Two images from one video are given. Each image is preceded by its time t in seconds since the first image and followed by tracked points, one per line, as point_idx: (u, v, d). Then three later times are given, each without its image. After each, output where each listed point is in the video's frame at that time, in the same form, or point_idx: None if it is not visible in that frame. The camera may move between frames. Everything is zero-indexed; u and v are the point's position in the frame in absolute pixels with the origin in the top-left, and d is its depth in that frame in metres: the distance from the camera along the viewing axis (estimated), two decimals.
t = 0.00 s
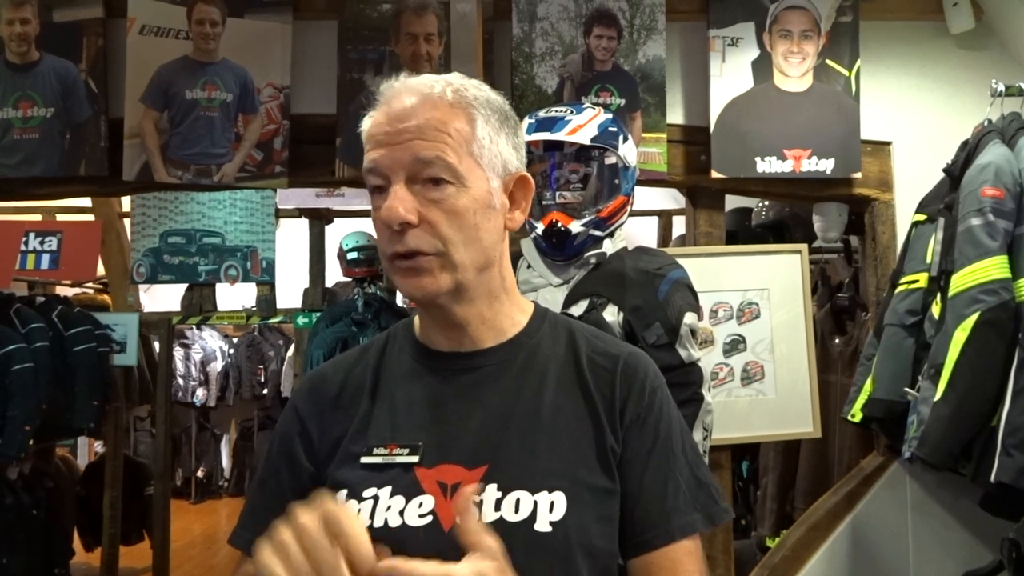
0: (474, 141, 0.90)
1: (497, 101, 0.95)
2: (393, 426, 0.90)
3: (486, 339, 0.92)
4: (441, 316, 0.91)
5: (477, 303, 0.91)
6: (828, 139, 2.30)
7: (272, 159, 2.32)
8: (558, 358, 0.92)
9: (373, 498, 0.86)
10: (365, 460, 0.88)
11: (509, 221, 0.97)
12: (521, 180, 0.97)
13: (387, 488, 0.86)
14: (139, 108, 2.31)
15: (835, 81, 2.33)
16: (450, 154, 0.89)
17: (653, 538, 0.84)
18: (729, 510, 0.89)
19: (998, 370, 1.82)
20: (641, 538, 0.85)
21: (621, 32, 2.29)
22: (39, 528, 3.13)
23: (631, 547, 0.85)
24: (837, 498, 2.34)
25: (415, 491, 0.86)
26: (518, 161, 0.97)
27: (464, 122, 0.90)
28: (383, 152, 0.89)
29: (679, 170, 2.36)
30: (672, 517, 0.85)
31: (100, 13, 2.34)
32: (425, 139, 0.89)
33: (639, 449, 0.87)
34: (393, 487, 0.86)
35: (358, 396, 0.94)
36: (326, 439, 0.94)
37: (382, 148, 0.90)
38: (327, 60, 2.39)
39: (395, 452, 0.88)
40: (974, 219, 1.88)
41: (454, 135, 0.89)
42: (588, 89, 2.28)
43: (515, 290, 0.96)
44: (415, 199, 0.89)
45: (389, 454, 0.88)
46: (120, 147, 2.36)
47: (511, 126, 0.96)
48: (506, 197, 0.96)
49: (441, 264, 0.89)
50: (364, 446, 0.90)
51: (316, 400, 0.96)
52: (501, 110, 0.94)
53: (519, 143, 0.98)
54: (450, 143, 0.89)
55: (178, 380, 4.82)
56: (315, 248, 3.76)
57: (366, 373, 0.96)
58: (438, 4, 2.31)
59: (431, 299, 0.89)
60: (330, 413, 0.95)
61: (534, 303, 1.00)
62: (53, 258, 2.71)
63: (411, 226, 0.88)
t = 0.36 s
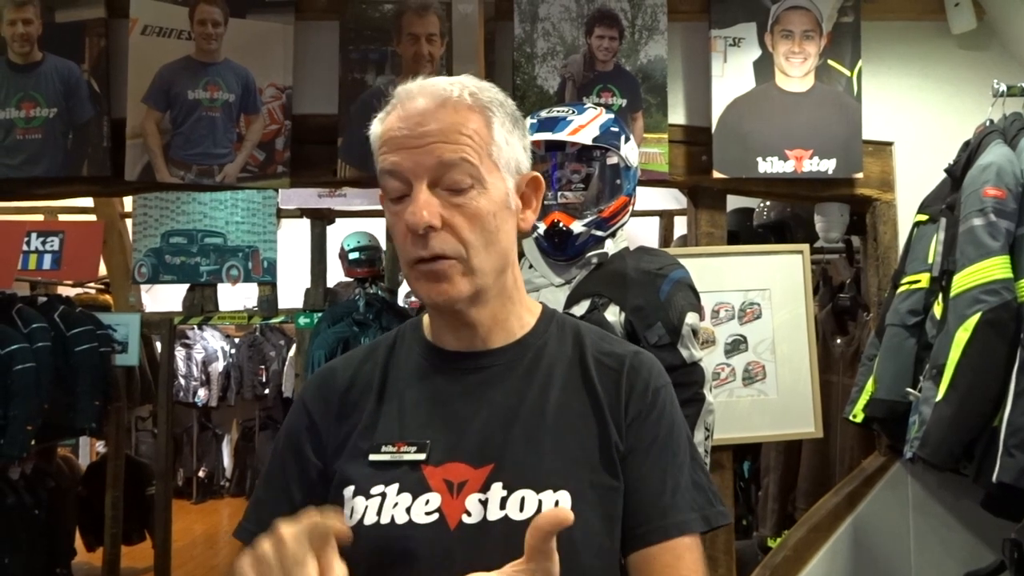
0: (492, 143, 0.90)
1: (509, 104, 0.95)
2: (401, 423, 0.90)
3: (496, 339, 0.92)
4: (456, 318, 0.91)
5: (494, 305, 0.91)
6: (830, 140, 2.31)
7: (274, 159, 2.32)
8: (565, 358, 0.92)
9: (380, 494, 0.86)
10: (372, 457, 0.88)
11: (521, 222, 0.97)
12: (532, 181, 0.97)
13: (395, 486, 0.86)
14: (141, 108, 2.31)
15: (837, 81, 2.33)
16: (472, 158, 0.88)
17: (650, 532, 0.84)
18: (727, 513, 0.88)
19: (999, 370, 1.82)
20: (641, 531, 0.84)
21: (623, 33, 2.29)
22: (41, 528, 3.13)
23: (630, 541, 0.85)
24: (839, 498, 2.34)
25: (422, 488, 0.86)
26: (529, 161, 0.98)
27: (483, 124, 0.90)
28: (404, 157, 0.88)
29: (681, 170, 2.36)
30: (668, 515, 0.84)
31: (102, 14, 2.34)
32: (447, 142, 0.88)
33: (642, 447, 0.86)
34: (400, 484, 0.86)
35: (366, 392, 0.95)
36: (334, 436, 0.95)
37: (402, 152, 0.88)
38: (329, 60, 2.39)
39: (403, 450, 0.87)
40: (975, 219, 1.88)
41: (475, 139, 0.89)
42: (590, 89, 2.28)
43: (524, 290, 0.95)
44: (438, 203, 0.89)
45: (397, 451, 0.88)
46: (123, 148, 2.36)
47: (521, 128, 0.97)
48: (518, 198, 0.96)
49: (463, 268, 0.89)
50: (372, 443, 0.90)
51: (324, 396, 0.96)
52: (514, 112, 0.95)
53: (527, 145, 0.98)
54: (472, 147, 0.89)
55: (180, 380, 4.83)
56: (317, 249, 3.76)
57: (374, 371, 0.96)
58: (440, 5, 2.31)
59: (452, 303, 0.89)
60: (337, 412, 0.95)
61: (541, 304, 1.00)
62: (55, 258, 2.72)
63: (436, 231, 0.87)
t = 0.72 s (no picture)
0: (452, 134, 0.90)
1: (481, 97, 0.94)
2: (405, 424, 0.90)
3: (495, 337, 0.92)
4: (445, 313, 0.92)
5: (475, 297, 0.91)
6: (831, 140, 2.31)
7: (276, 159, 2.32)
8: (569, 358, 0.92)
9: (384, 495, 0.86)
10: (377, 457, 0.88)
11: (505, 212, 0.94)
12: (512, 169, 0.95)
13: (399, 486, 0.86)
14: (144, 107, 2.31)
15: (838, 81, 2.33)
16: (427, 149, 0.89)
17: (657, 535, 0.85)
18: (734, 514, 0.88)
19: (1000, 371, 1.82)
20: (648, 534, 0.85)
21: (625, 32, 2.29)
22: (42, 527, 3.13)
23: (638, 543, 0.86)
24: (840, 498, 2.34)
25: (426, 489, 0.86)
26: (510, 151, 0.95)
27: (439, 117, 0.90)
28: (366, 159, 0.91)
29: (683, 170, 2.36)
30: (675, 517, 0.84)
31: (104, 13, 2.34)
32: (400, 139, 0.90)
33: (647, 448, 0.86)
34: (405, 485, 0.86)
35: (371, 390, 0.95)
36: (338, 433, 0.94)
37: (366, 155, 0.92)
38: (331, 60, 2.39)
39: (407, 450, 0.88)
40: (977, 220, 1.88)
41: (428, 131, 0.90)
42: (592, 89, 2.28)
43: (519, 284, 0.94)
44: (397, 197, 0.90)
45: (401, 452, 0.88)
46: (125, 147, 2.36)
47: (500, 119, 0.95)
48: (498, 187, 0.94)
49: (427, 258, 0.89)
50: (377, 443, 0.90)
51: (329, 396, 0.96)
52: (484, 103, 0.93)
53: (511, 135, 0.96)
54: (427, 139, 0.89)
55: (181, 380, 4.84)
56: (318, 248, 3.76)
57: (379, 371, 0.97)
58: (442, 5, 2.31)
59: (424, 294, 0.89)
60: (341, 411, 0.95)
61: (546, 302, 1.00)
62: (56, 257, 2.73)
63: (393, 223, 0.89)
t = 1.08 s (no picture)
0: (446, 137, 0.91)
1: (475, 100, 0.95)
2: (403, 425, 0.91)
3: (491, 338, 0.93)
4: (442, 315, 0.92)
5: (470, 298, 0.91)
6: (833, 141, 2.31)
7: (279, 160, 2.33)
8: (566, 357, 0.93)
9: (381, 496, 0.87)
10: (375, 458, 0.89)
11: (499, 213, 0.95)
12: (507, 170, 0.95)
13: (396, 486, 0.87)
14: (146, 108, 2.32)
15: (840, 83, 2.32)
16: (421, 151, 0.90)
17: (653, 533, 0.84)
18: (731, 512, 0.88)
19: (1002, 372, 1.82)
20: (642, 534, 0.85)
21: (627, 33, 2.29)
22: (43, 526, 3.14)
23: (633, 541, 0.85)
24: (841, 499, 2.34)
25: (423, 489, 0.86)
26: (505, 153, 0.96)
27: (433, 120, 0.91)
28: (362, 162, 0.92)
29: (684, 171, 2.36)
30: (671, 515, 0.84)
31: (107, 13, 2.34)
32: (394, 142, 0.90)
33: (643, 447, 0.87)
34: (402, 485, 0.87)
35: (371, 391, 0.95)
36: (338, 434, 0.95)
37: (362, 158, 0.93)
38: (333, 61, 2.40)
39: (404, 451, 0.88)
40: (979, 222, 1.89)
41: (423, 134, 0.90)
42: (594, 90, 2.29)
43: (514, 285, 0.95)
44: (392, 198, 0.90)
45: (398, 453, 0.88)
46: (127, 147, 2.37)
47: (495, 122, 0.96)
48: (493, 189, 0.94)
49: (422, 259, 0.89)
50: (375, 443, 0.90)
51: (329, 396, 0.97)
52: (478, 106, 0.94)
53: (505, 137, 0.96)
54: (421, 142, 0.90)
55: (182, 379, 4.85)
56: (319, 248, 3.77)
57: (377, 372, 0.97)
58: (445, 5, 2.31)
59: (420, 295, 0.90)
60: (342, 410, 0.96)
61: (544, 304, 1.00)
62: (58, 257, 2.72)
63: (387, 224, 0.89)
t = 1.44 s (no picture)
0: (449, 141, 0.91)
1: (478, 102, 0.95)
2: (404, 426, 0.91)
3: (491, 340, 0.93)
4: (443, 319, 0.93)
5: (471, 302, 0.92)
6: (834, 143, 2.31)
7: (281, 160, 2.33)
8: (566, 359, 0.93)
9: (382, 497, 0.87)
10: (376, 460, 0.89)
11: (501, 217, 0.95)
12: (509, 175, 0.95)
13: (396, 488, 0.87)
14: (149, 108, 2.32)
15: (842, 84, 2.33)
16: (424, 155, 0.90)
17: (651, 536, 0.85)
18: (729, 515, 0.89)
19: (1003, 374, 1.82)
20: (640, 535, 0.85)
21: (628, 35, 2.30)
22: (46, 526, 3.14)
23: (632, 544, 0.85)
24: (842, 500, 2.34)
25: (424, 490, 0.86)
26: (508, 156, 0.96)
27: (438, 123, 0.91)
28: (365, 164, 0.93)
29: (686, 172, 2.35)
30: (670, 516, 0.85)
31: (110, 14, 2.35)
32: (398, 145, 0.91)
33: (642, 449, 0.87)
34: (402, 486, 0.87)
35: (372, 392, 0.96)
36: (338, 435, 0.95)
37: (364, 160, 0.93)
38: (335, 62, 2.40)
39: (405, 453, 0.88)
40: (980, 223, 1.89)
41: (427, 137, 0.91)
42: (595, 91, 2.29)
43: (515, 289, 0.95)
44: (395, 201, 0.90)
45: (399, 455, 0.88)
46: (130, 148, 2.37)
47: (497, 125, 0.96)
48: (495, 193, 0.95)
49: (424, 263, 0.90)
50: (376, 444, 0.91)
51: (329, 397, 0.97)
52: (482, 109, 0.94)
53: (508, 140, 0.97)
54: (424, 145, 0.90)
55: (184, 379, 4.92)
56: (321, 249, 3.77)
57: (377, 374, 0.97)
58: (447, 6, 2.32)
59: (421, 299, 0.90)
60: (344, 411, 0.96)
61: (543, 305, 1.01)
62: (61, 257, 2.72)
63: (390, 228, 0.89)
